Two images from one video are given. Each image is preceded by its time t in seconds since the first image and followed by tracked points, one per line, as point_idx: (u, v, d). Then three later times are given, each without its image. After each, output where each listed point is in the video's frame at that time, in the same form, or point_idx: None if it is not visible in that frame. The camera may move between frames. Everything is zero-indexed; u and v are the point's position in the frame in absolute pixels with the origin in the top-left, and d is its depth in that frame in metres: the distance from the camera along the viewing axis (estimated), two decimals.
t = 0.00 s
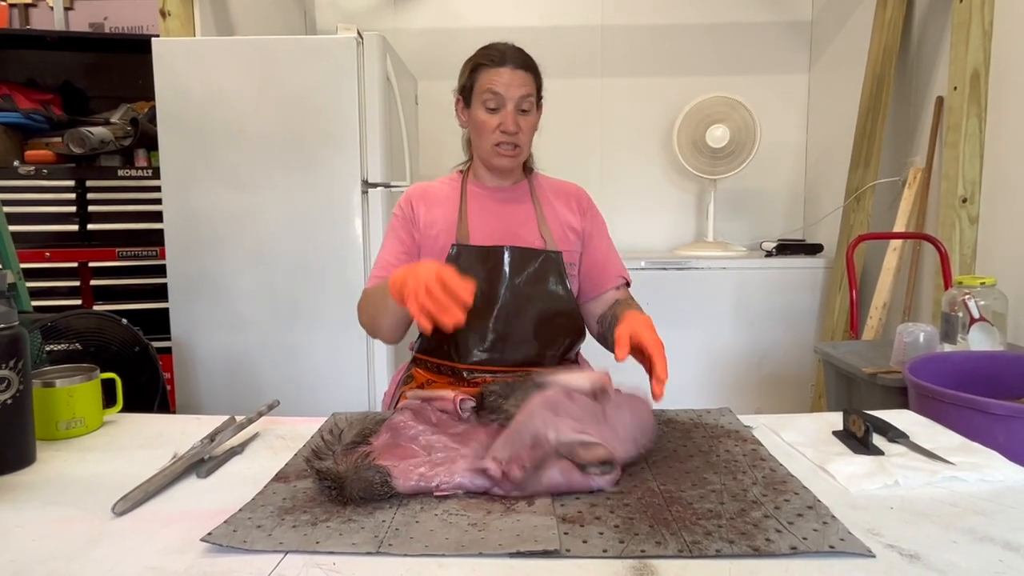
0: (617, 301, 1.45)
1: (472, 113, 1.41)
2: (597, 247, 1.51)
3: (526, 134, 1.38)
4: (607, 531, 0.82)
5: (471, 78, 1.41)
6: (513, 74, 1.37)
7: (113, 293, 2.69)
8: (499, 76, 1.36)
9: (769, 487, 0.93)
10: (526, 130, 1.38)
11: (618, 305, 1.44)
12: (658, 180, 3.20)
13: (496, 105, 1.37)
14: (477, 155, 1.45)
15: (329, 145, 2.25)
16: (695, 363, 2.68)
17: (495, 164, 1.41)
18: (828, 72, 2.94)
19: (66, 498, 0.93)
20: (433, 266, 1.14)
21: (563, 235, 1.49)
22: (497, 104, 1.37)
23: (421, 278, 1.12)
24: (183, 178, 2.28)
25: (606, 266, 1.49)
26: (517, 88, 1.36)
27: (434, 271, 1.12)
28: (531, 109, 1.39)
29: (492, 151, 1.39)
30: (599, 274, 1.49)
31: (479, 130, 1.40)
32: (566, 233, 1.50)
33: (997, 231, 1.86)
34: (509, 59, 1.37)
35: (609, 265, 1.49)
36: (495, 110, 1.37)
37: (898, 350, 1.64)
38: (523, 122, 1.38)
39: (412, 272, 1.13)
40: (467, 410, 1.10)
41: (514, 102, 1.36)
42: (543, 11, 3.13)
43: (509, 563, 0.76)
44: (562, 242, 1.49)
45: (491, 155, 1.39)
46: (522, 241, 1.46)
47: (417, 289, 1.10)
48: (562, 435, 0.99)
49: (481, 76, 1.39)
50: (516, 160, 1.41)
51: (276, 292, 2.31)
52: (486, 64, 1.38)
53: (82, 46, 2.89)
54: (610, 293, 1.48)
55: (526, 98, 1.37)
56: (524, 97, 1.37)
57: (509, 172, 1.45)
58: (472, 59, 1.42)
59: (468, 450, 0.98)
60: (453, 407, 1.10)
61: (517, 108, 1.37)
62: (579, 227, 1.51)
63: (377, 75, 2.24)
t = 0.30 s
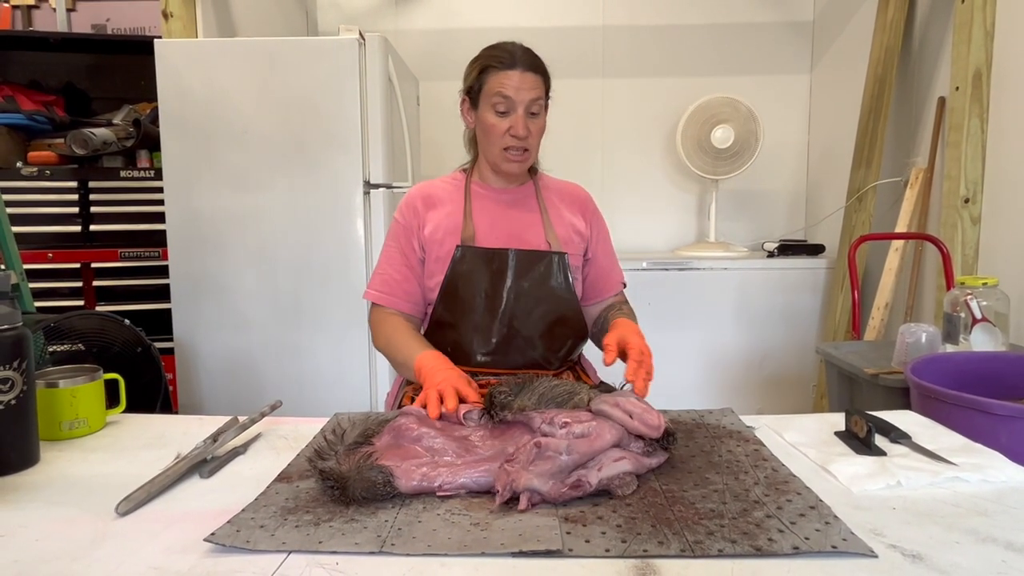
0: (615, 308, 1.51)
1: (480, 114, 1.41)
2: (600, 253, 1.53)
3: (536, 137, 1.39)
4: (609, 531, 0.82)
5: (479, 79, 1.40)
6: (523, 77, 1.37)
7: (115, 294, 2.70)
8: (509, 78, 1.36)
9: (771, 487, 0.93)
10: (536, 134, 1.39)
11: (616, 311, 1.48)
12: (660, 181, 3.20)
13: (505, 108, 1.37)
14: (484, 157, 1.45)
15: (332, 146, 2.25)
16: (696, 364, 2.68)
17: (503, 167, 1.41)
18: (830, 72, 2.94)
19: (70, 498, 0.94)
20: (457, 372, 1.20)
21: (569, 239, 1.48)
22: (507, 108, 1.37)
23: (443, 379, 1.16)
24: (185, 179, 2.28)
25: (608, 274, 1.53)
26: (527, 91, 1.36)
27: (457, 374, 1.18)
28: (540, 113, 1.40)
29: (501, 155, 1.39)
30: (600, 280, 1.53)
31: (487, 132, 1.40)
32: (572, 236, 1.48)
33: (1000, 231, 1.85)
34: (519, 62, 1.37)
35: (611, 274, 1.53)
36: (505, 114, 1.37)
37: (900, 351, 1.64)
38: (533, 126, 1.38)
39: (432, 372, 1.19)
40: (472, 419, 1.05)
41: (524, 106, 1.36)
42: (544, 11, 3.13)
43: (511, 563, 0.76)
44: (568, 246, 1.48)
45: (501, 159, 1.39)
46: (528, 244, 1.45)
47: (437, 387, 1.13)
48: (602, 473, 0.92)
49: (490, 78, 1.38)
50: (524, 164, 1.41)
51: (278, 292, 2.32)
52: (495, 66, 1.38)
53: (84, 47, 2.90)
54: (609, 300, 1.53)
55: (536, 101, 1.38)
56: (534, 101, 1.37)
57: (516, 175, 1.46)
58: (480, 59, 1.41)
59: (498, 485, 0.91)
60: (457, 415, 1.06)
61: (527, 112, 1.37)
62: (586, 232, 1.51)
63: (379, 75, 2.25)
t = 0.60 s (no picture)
0: (613, 309, 1.49)
1: (483, 112, 1.41)
2: (598, 251, 1.51)
3: (539, 136, 1.40)
4: (610, 532, 0.82)
5: (483, 77, 1.41)
6: (528, 75, 1.38)
7: (117, 294, 2.70)
8: (515, 77, 1.37)
9: (773, 488, 0.93)
10: (540, 133, 1.40)
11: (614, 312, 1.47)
12: (661, 181, 3.20)
13: (511, 106, 1.38)
14: (487, 156, 1.44)
15: (333, 147, 2.25)
16: (697, 364, 2.68)
17: (507, 165, 1.41)
18: (831, 72, 2.94)
19: (71, 499, 0.94)
20: (456, 376, 1.21)
21: (565, 239, 1.48)
22: (513, 105, 1.37)
23: (441, 384, 1.17)
24: (186, 179, 2.28)
25: (606, 272, 1.51)
26: (532, 90, 1.38)
27: (455, 378, 1.20)
28: (543, 112, 1.41)
29: (505, 152, 1.39)
30: (597, 280, 1.51)
31: (491, 130, 1.40)
32: (570, 236, 1.48)
33: (1001, 231, 1.85)
34: (524, 61, 1.39)
35: (609, 272, 1.51)
36: (510, 112, 1.38)
37: (901, 351, 1.64)
38: (538, 124, 1.39)
39: (430, 377, 1.21)
40: (473, 421, 1.05)
41: (530, 104, 1.37)
42: (545, 12, 3.14)
43: (512, 564, 0.76)
44: (564, 245, 1.48)
45: (505, 157, 1.39)
46: (524, 245, 1.46)
47: (434, 392, 1.15)
48: (604, 475, 0.92)
49: (495, 76, 1.39)
50: (527, 163, 1.41)
51: (280, 293, 2.32)
52: (500, 64, 1.39)
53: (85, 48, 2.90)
54: (606, 299, 1.51)
55: (540, 100, 1.39)
56: (538, 99, 1.38)
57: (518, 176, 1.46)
58: (483, 57, 1.42)
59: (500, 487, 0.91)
60: (458, 416, 1.06)
61: (532, 111, 1.38)
62: (582, 231, 1.50)
63: (380, 75, 2.25)
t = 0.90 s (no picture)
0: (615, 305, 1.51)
1: (511, 113, 1.40)
2: (597, 251, 1.53)
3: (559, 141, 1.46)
4: (611, 535, 0.82)
5: (512, 76, 1.40)
6: (554, 81, 1.42)
7: (118, 296, 2.70)
8: (548, 81, 1.41)
9: (774, 491, 0.93)
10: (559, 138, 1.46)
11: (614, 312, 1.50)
12: (661, 184, 3.21)
13: (542, 109, 1.40)
14: (505, 157, 1.44)
15: (334, 149, 2.26)
16: (698, 366, 2.68)
17: (533, 168, 1.43)
18: (831, 74, 2.94)
19: (72, 501, 0.94)
20: (456, 384, 1.21)
21: (563, 240, 1.48)
22: (544, 109, 1.40)
23: (441, 392, 1.17)
24: (187, 182, 2.29)
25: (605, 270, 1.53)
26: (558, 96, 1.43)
27: (454, 386, 1.19)
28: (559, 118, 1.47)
29: (535, 155, 1.41)
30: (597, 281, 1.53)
31: (521, 132, 1.40)
32: (567, 237, 1.49)
33: (1002, 234, 1.85)
34: (549, 66, 1.43)
35: (608, 269, 1.53)
36: (541, 114, 1.40)
37: (902, 354, 1.64)
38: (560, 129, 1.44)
39: (430, 385, 1.20)
40: (473, 423, 1.05)
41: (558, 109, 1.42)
42: (546, 14, 3.14)
43: (512, 566, 0.76)
44: (562, 247, 1.48)
45: (536, 159, 1.41)
46: (522, 246, 1.45)
47: (434, 400, 1.14)
48: (605, 478, 0.92)
49: (525, 78, 1.40)
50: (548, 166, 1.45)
51: (281, 295, 2.32)
52: (529, 67, 1.41)
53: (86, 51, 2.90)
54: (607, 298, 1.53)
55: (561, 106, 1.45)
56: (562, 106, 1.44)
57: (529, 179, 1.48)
58: (509, 58, 1.41)
59: (502, 492, 0.91)
60: (457, 418, 1.06)
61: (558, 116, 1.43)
62: (580, 232, 1.51)
63: (382, 78, 2.25)
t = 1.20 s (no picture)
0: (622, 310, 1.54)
1: (480, 126, 1.41)
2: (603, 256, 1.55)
3: (540, 134, 1.40)
4: (612, 536, 0.82)
5: (469, 92, 1.41)
6: (514, 78, 1.38)
7: (118, 298, 2.70)
8: (503, 82, 1.37)
9: (774, 492, 0.93)
10: (540, 131, 1.41)
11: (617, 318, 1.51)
12: (662, 185, 3.21)
13: (504, 114, 1.38)
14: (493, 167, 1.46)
15: (334, 151, 2.26)
16: (698, 368, 2.68)
17: (516, 172, 1.42)
18: (832, 75, 2.94)
19: (73, 503, 0.94)
20: (457, 388, 1.21)
21: (574, 243, 1.49)
22: (507, 112, 1.38)
23: (443, 396, 1.17)
24: (187, 183, 2.29)
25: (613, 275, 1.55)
26: (522, 91, 1.38)
27: (456, 390, 1.19)
28: (537, 108, 1.41)
29: (516, 160, 1.40)
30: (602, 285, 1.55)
31: (492, 142, 1.40)
32: (578, 240, 1.50)
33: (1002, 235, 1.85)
34: (506, 65, 1.39)
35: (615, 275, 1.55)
36: (506, 119, 1.38)
37: (903, 355, 1.64)
38: (536, 123, 1.40)
39: (432, 389, 1.20)
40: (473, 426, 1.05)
41: (525, 105, 1.38)
42: (545, 15, 3.14)
43: (512, 568, 0.76)
44: (573, 250, 1.49)
45: (514, 165, 1.40)
46: (534, 248, 1.46)
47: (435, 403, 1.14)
48: (606, 480, 0.92)
49: (480, 88, 1.39)
50: (534, 164, 1.42)
51: (281, 296, 2.32)
52: (482, 75, 1.39)
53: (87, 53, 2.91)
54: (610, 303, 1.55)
55: (532, 99, 1.39)
56: (530, 99, 1.39)
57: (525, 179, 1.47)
58: (466, 72, 1.42)
59: (502, 493, 0.91)
60: (458, 421, 1.06)
61: (527, 112, 1.39)
62: (590, 236, 1.53)
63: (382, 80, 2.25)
